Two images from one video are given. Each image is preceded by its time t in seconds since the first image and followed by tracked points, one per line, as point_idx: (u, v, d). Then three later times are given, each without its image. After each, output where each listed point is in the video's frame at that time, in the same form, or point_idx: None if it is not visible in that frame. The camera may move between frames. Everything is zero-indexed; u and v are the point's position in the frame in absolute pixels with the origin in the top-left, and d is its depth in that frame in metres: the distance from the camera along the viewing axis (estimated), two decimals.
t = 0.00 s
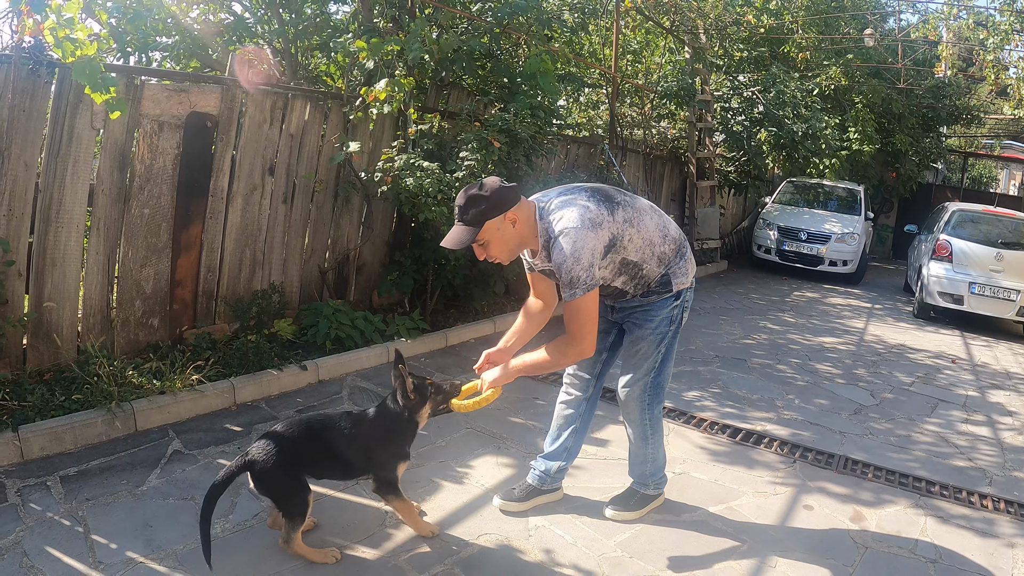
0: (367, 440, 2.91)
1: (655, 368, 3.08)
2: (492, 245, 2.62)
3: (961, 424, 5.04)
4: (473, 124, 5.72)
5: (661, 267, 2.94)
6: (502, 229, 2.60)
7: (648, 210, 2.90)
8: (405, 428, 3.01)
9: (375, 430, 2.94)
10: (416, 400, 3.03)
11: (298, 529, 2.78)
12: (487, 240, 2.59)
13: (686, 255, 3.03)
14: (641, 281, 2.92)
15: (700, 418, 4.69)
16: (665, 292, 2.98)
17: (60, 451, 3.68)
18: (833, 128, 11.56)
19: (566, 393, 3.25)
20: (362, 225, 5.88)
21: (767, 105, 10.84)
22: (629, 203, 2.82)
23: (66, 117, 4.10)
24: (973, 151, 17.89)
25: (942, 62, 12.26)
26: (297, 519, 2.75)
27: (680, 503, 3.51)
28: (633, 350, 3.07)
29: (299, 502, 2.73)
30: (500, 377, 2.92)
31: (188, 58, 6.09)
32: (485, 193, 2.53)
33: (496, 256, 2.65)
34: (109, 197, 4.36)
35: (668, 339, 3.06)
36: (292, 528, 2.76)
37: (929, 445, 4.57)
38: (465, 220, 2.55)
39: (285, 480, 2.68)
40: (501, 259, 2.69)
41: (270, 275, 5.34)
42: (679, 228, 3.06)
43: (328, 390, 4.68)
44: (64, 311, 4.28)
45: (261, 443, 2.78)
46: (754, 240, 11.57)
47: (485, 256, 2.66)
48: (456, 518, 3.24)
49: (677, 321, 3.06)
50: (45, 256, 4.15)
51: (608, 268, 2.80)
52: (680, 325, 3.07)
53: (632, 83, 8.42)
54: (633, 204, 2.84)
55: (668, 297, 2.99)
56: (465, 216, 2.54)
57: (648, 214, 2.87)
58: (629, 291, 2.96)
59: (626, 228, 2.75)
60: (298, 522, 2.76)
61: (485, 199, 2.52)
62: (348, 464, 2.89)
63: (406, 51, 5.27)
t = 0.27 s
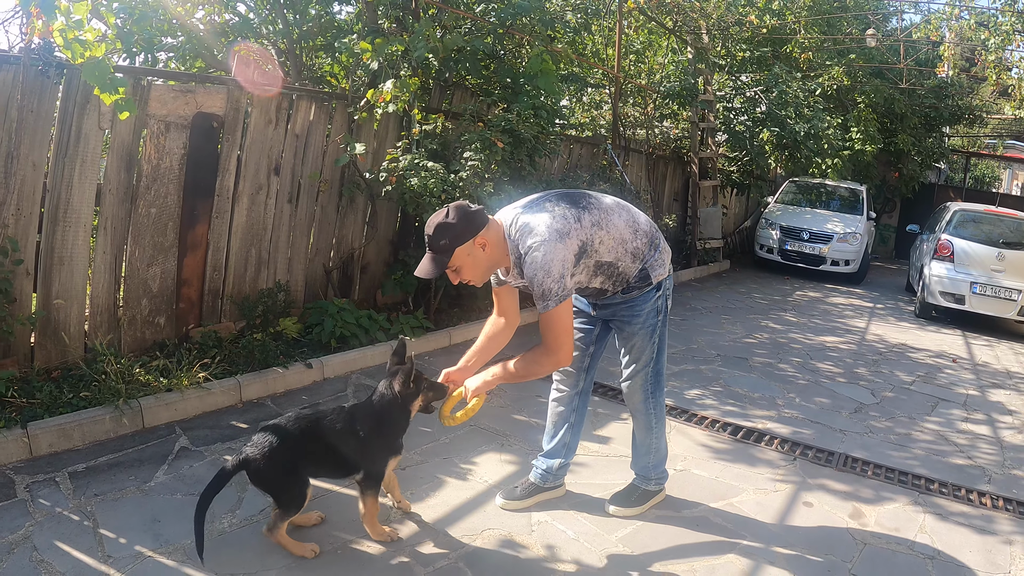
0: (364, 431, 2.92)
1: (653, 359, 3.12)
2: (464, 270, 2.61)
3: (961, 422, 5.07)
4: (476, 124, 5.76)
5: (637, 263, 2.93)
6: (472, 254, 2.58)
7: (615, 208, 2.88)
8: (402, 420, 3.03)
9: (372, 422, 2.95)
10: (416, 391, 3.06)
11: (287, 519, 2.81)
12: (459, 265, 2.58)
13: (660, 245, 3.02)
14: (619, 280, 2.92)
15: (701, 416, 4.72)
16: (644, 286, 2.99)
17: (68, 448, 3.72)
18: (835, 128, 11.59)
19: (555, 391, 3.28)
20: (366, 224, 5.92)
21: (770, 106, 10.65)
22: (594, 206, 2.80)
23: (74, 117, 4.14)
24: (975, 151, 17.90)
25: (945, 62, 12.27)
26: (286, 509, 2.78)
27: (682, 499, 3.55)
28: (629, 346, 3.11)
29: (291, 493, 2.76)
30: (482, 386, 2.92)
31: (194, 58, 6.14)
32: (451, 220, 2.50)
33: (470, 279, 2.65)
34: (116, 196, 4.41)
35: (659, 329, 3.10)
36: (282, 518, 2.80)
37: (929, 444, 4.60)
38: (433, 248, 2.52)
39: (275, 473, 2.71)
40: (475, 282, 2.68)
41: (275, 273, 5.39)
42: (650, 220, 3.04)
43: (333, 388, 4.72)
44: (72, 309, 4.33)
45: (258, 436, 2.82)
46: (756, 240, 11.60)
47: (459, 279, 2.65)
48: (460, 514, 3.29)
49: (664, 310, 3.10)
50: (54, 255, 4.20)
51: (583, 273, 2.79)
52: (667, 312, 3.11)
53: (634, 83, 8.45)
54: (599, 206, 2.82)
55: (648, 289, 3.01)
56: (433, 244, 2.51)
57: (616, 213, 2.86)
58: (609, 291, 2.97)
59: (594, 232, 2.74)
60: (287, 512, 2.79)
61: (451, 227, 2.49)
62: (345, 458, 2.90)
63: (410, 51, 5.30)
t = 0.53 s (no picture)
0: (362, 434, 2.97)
1: (653, 356, 3.13)
2: (458, 276, 2.62)
3: (963, 422, 5.07)
4: (479, 124, 5.78)
5: (630, 262, 2.93)
6: (465, 260, 2.59)
7: (605, 209, 2.87)
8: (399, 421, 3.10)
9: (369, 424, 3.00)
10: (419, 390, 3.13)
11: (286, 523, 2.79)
12: (453, 272, 2.59)
13: (652, 243, 3.02)
14: (612, 280, 2.93)
15: (703, 416, 4.73)
16: (638, 285, 2.99)
17: (71, 446, 3.74)
18: (837, 129, 11.58)
19: (554, 390, 3.29)
20: (369, 224, 5.94)
21: (772, 105, 10.64)
22: (583, 207, 2.80)
23: (77, 117, 4.16)
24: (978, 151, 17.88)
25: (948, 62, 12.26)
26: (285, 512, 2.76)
27: (683, 498, 3.55)
28: (628, 344, 3.12)
29: (291, 495, 2.75)
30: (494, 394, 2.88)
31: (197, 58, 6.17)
32: (442, 228, 2.51)
33: (465, 284, 2.66)
34: (120, 196, 4.43)
35: (657, 326, 3.12)
36: (280, 521, 2.78)
37: (930, 444, 4.60)
38: (427, 256, 2.53)
39: (279, 473, 2.71)
40: (470, 286, 2.69)
41: (278, 273, 5.41)
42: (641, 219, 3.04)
43: (336, 387, 4.74)
44: (75, 308, 4.35)
45: (260, 435, 2.81)
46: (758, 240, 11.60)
47: (454, 285, 2.66)
48: (462, 513, 3.30)
49: (661, 306, 3.11)
50: (57, 254, 4.22)
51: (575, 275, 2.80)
52: (664, 308, 3.12)
53: (636, 83, 8.47)
54: (589, 207, 2.82)
55: (643, 287, 3.01)
56: (426, 251, 2.53)
57: (606, 213, 2.86)
58: (603, 291, 2.97)
59: (585, 233, 2.74)
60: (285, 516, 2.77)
61: (443, 236, 2.49)
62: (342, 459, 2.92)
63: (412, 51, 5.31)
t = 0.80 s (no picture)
0: (369, 429, 2.96)
1: (650, 356, 3.14)
2: (456, 273, 2.64)
3: (964, 423, 5.08)
4: (480, 124, 5.79)
5: (628, 259, 2.93)
6: (463, 258, 2.60)
7: (602, 206, 2.88)
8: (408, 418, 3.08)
9: (379, 419, 2.99)
10: (440, 387, 3.14)
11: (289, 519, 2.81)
12: (451, 270, 2.61)
13: (650, 241, 3.01)
14: (610, 278, 2.93)
15: (703, 416, 4.74)
16: (636, 283, 2.99)
17: (74, 445, 3.75)
18: (839, 128, 11.58)
19: (554, 390, 3.30)
20: (371, 224, 5.96)
21: (774, 105, 10.61)
22: (581, 205, 2.80)
23: (80, 118, 4.18)
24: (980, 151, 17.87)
25: (950, 62, 12.24)
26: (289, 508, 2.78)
27: (683, 498, 3.56)
28: (625, 343, 3.13)
29: (295, 491, 2.77)
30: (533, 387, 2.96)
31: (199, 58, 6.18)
32: (437, 227, 2.52)
33: (464, 281, 2.67)
34: (123, 196, 4.44)
35: (655, 325, 3.13)
36: (283, 516, 2.79)
37: (931, 444, 4.61)
38: (425, 255, 2.56)
39: (281, 470, 2.72)
40: (471, 284, 2.71)
41: (280, 272, 5.42)
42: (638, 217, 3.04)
43: (337, 386, 4.75)
44: (78, 307, 4.36)
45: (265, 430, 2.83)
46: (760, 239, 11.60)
47: (454, 282, 2.68)
48: (463, 512, 3.31)
49: (657, 305, 3.12)
50: (60, 254, 4.23)
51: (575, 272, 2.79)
52: (660, 307, 3.13)
53: (638, 83, 8.48)
54: (586, 204, 2.83)
55: (640, 286, 3.02)
56: (423, 250, 2.55)
57: (604, 211, 2.86)
58: (601, 289, 2.97)
59: (583, 231, 2.75)
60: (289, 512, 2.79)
61: (439, 234, 2.51)
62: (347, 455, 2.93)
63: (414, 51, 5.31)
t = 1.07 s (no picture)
0: (376, 426, 2.95)
1: (649, 355, 3.14)
2: (456, 272, 2.64)
3: (965, 423, 5.07)
4: (482, 123, 5.80)
5: (629, 257, 2.92)
6: (462, 257, 2.61)
7: (601, 204, 2.88)
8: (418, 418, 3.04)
9: (382, 414, 2.99)
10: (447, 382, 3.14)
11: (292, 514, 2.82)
12: (450, 268, 2.61)
13: (650, 239, 3.01)
14: (610, 276, 2.92)
15: (704, 415, 4.74)
16: (636, 281, 2.99)
17: (76, 443, 3.76)
18: (841, 128, 11.57)
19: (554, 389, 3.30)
20: (373, 223, 5.96)
21: (777, 105, 10.67)
22: (579, 203, 2.81)
23: (81, 117, 4.18)
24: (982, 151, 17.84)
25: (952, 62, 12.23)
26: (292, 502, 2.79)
27: (684, 497, 3.56)
28: (625, 343, 3.13)
29: (298, 485, 2.78)
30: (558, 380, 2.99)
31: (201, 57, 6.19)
32: (436, 226, 2.52)
33: (464, 280, 2.68)
34: (124, 195, 4.45)
35: (654, 323, 3.13)
36: (287, 510, 2.80)
37: (932, 444, 4.61)
38: (425, 255, 2.56)
39: (284, 463, 2.74)
40: (471, 282, 2.71)
41: (282, 271, 5.43)
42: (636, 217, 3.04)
43: (339, 385, 4.76)
44: (80, 306, 4.37)
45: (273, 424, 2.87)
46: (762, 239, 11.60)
47: (454, 281, 2.69)
48: (464, 511, 3.31)
49: (657, 304, 3.12)
50: (61, 253, 4.24)
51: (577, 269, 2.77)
52: (659, 306, 3.13)
53: (640, 82, 8.49)
54: (585, 203, 2.83)
55: (640, 284, 3.02)
56: (422, 249, 2.55)
57: (603, 209, 2.86)
58: (601, 287, 2.97)
59: (583, 228, 2.74)
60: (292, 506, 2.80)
61: (438, 233, 2.51)
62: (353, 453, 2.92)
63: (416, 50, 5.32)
